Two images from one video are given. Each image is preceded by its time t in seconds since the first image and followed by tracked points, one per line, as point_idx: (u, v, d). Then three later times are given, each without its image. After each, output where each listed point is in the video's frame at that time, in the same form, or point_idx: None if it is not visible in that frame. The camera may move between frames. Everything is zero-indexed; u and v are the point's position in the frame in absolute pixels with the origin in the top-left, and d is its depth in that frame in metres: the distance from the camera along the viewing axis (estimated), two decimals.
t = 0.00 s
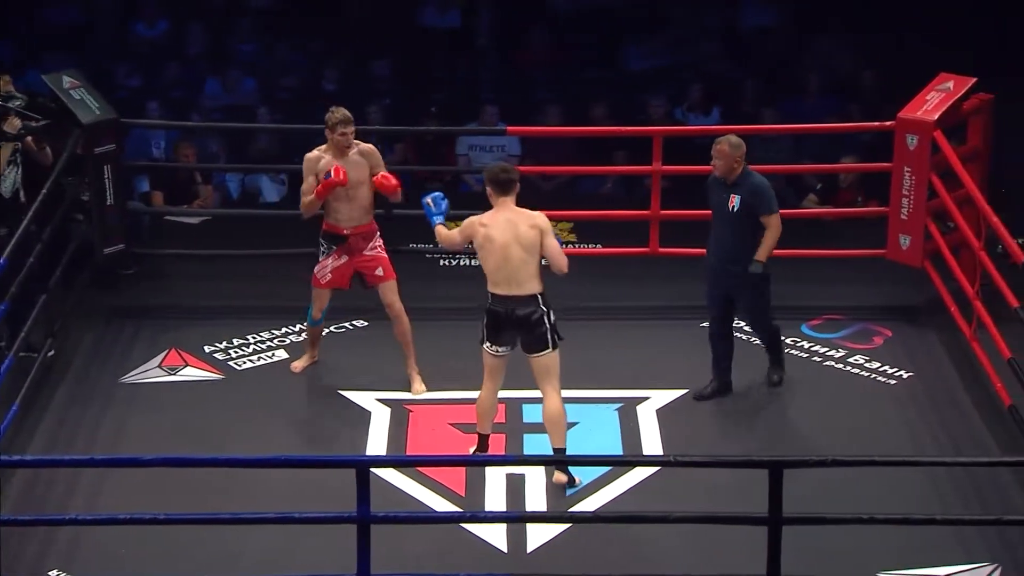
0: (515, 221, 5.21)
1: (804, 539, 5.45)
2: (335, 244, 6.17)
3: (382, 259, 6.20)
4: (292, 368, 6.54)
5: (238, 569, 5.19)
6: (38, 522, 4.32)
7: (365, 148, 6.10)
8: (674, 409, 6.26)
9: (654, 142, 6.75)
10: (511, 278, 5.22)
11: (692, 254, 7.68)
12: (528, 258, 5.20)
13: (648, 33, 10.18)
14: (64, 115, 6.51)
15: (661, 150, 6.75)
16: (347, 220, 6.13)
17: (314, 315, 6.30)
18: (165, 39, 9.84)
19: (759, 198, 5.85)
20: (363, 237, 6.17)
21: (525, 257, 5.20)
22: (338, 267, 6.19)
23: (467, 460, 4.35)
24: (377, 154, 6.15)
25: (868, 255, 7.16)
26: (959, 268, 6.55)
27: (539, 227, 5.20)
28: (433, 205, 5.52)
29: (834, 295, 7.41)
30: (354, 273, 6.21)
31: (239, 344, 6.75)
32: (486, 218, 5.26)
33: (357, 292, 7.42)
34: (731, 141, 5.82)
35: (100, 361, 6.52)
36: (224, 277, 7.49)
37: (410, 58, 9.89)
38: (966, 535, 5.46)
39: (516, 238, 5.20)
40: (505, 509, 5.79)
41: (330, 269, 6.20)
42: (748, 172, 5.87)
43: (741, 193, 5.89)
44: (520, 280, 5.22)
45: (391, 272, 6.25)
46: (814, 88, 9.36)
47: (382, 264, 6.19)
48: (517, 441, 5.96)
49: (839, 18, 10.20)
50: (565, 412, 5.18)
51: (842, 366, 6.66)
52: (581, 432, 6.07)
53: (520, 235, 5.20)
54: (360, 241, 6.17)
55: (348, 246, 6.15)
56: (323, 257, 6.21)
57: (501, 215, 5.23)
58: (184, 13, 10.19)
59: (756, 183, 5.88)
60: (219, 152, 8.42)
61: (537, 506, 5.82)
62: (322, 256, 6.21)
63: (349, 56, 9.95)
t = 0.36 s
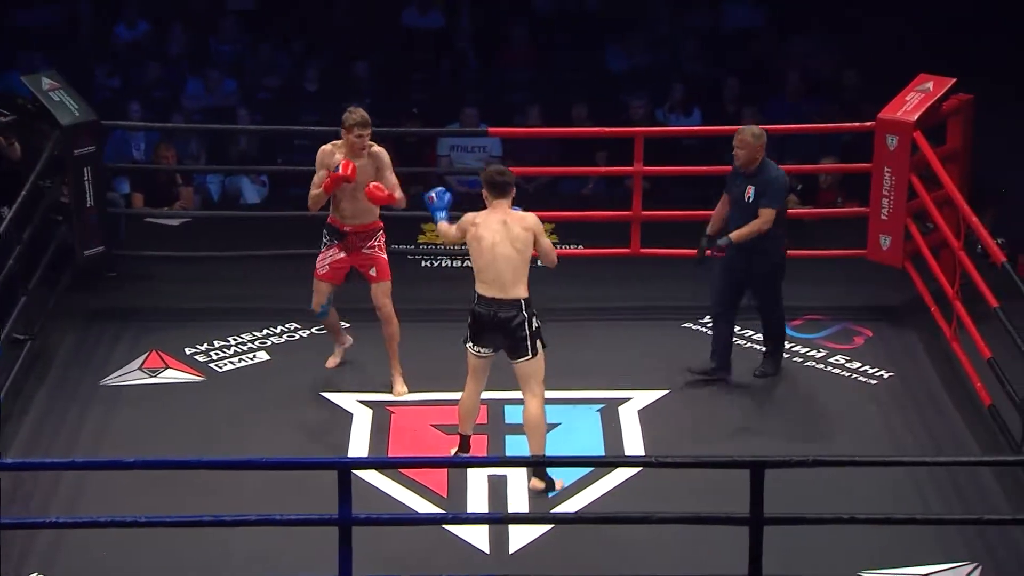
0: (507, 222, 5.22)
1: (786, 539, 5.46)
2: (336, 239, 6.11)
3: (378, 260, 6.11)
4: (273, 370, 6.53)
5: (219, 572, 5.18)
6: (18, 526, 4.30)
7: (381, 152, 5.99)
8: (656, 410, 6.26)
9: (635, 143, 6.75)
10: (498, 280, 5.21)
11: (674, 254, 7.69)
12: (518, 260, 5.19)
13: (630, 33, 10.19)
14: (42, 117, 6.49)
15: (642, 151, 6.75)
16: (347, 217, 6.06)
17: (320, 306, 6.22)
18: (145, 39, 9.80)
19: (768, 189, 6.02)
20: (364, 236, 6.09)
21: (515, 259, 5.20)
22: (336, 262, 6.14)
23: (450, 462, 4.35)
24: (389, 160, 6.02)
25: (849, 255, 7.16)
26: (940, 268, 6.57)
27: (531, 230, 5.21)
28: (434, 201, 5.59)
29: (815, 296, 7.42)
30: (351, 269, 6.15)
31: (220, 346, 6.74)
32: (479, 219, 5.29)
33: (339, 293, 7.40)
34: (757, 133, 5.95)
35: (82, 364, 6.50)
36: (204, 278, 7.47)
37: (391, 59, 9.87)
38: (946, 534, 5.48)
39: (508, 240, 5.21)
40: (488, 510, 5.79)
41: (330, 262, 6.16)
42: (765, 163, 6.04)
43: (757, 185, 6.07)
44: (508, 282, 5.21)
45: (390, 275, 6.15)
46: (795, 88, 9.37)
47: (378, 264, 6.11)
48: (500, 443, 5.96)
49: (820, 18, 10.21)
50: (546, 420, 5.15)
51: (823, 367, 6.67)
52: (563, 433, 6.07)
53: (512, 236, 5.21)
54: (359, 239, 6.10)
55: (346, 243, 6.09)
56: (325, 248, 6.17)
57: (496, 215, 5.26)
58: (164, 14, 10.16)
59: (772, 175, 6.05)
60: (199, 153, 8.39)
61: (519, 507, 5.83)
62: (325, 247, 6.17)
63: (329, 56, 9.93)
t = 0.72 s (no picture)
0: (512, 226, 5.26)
1: (773, 540, 5.46)
2: (335, 245, 6.10)
3: (380, 263, 6.09)
4: (260, 372, 6.52)
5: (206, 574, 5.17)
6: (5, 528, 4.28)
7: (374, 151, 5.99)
8: (643, 411, 6.27)
9: (622, 143, 6.74)
10: (503, 285, 5.19)
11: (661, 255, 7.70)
12: (527, 264, 5.21)
13: (616, 34, 10.19)
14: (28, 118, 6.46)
15: (630, 151, 6.73)
16: (346, 222, 6.04)
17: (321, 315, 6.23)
18: (130, 41, 9.79)
19: (781, 175, 6.19)
20: (363, 240, 6.08)
21: (524, 262, 5.22)
22: (338, 270, 6.13)
23: (439, 463, 4.35)
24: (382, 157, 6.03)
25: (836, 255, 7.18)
26: (926, 269, 6.60)
27: (534, 234, 5.30)
28: (427, 198, 5.37)
29: (801, 296, 7.44)
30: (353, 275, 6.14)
31: (206, 348, 6.72)
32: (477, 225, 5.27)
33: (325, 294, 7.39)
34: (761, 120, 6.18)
35: (67, 367, 6.48)
36: (192, 280, 7.46)
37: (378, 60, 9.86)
38: (932, 534, 5.49)
39: (516, 244, 5.25)
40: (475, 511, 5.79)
41: (330, 270, 6.15)
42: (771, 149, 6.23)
43: (764, 171, 6.24)
44: (517, 286, 5.21)
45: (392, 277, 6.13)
46: (781, 89, 9.38)
47: (379, 268, 6.09)
48: (487, 444, 5.96)
49: (806, 18, 10.23)
50: (535, 423, 5.11)
51: (809, 367, 6.69)
52: (550, 433, 6.08)
53: (519, 240, 5.25)
54: (358, 243, 6.08)
55: (346, 248, 6.07)
56: (324, 257, 6.16)
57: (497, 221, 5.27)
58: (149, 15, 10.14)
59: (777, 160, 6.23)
60: (186, 154, 8.37)
61: (507, 508, 5.83)
62: (324, 256, 6.16)
63: (316, 57, 9.93)
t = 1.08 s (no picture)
0: (511, 223, 5.28)
1: (772, 539, 5.46)
2: (337, 248, 6.08)
3: (381, 267, 6.06)
4: (260, 371, 6.51)
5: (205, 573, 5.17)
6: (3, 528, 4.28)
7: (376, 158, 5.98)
8: (641, 410, 6.27)
9: (622, 143, 6.74)
10: (507, 281, 5.20)
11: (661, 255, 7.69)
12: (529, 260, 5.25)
13: (616, 33, 10.20)
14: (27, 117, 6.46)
15: (629, 151, 6.73)
16: (348, 227, 6.02)
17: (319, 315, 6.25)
18: (128, 40, 9.80)
19: (786, 165, 6.27)
20: (364, 244, 6.06)
21: (526, 258, 5.25)
22: (340, 273, 6.11)
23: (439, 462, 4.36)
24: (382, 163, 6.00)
25: (835, 255, 7.18)
26: (925, 268, 6.60)
27: (531, 231, 5.33)
28: (427, 197, 5.38)
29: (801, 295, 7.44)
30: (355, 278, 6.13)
31: (206, 347, 6.72)
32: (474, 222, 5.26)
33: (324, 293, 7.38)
34: (763, 112, 6.25)
35: (66, 366, 6.47)
36: (191, 279, 7.46)
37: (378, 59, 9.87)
38: (932, 533, 5.48)
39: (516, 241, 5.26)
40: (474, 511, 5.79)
41: (331, 273, 6.14)
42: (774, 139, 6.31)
43: (769, 162, 6.32)
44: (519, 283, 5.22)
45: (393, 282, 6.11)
46: (781, 88, 9.39)
47: (381, 272, 6.06)
48: (486, 443, 5.96)
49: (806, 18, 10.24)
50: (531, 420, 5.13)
51: (808, 366, 6.68)
52: (549, 433, 6.08)
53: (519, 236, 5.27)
54: (361, 247, 6.06)
55: (348, 251, 6.05)
56: (326, 259, 6.15)
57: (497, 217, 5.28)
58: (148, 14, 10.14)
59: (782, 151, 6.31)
60: (186, 154, 8.36)
61: (506, 507, 5.83)
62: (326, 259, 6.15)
63: (314, 56, 9.92)
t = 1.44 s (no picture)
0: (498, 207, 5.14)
1: (787, 542, 5.33)
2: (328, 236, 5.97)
3: (374, 255, 5.98)
4: (264, 371, 6.39)
5: None
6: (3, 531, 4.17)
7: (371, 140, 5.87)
8: (652, 411, 6.15)
9: (633, 139, 6.62)
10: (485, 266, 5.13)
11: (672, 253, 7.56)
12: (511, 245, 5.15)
13: (625, 28, 10.08)
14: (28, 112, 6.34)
15: (640, 146, 6.60)
16: (340, 214, 5.92)
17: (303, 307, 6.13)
18: (129, 33, 9.69)
19: (810, 159, 6.18)
20: (355, 232, 5.96)
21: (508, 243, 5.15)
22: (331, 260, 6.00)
23: (447, 464, 4.25)
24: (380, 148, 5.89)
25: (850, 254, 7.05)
26: (942, 266, 6.47)
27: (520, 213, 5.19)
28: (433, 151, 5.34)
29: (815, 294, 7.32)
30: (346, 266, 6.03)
31: (209, 346, 6.60)
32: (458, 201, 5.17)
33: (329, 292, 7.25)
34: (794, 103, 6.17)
35: (66, 365, 6.36)
36: (194, 277, 7.34)
37: (384, 54, 9.75)
38: (949, 537, 5.36)
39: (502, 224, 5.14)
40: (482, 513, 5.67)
41: (322, 261, 6.02)
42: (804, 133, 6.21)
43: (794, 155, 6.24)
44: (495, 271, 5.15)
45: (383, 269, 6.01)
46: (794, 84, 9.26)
47: (373, 260, 5.98)
48: (495, 445, 5.84)
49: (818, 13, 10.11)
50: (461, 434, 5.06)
51: (823, 367, 6.55)
52: (559, 435, 5.95)
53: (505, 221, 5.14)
54: (351, 235, 5.96)
55: (339, 239, 5.95)
56: (316, 246, 6.03)
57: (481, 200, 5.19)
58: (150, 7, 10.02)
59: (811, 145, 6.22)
60: (189, 149, 8.22)
61: (515, 511, 5.72)
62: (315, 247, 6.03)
63: (318, 50, 9.79)
